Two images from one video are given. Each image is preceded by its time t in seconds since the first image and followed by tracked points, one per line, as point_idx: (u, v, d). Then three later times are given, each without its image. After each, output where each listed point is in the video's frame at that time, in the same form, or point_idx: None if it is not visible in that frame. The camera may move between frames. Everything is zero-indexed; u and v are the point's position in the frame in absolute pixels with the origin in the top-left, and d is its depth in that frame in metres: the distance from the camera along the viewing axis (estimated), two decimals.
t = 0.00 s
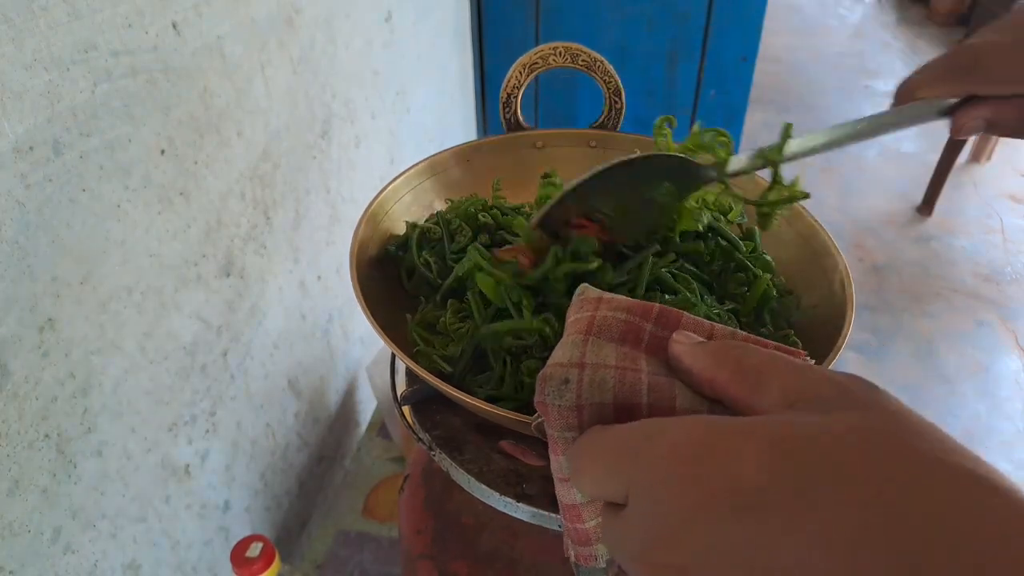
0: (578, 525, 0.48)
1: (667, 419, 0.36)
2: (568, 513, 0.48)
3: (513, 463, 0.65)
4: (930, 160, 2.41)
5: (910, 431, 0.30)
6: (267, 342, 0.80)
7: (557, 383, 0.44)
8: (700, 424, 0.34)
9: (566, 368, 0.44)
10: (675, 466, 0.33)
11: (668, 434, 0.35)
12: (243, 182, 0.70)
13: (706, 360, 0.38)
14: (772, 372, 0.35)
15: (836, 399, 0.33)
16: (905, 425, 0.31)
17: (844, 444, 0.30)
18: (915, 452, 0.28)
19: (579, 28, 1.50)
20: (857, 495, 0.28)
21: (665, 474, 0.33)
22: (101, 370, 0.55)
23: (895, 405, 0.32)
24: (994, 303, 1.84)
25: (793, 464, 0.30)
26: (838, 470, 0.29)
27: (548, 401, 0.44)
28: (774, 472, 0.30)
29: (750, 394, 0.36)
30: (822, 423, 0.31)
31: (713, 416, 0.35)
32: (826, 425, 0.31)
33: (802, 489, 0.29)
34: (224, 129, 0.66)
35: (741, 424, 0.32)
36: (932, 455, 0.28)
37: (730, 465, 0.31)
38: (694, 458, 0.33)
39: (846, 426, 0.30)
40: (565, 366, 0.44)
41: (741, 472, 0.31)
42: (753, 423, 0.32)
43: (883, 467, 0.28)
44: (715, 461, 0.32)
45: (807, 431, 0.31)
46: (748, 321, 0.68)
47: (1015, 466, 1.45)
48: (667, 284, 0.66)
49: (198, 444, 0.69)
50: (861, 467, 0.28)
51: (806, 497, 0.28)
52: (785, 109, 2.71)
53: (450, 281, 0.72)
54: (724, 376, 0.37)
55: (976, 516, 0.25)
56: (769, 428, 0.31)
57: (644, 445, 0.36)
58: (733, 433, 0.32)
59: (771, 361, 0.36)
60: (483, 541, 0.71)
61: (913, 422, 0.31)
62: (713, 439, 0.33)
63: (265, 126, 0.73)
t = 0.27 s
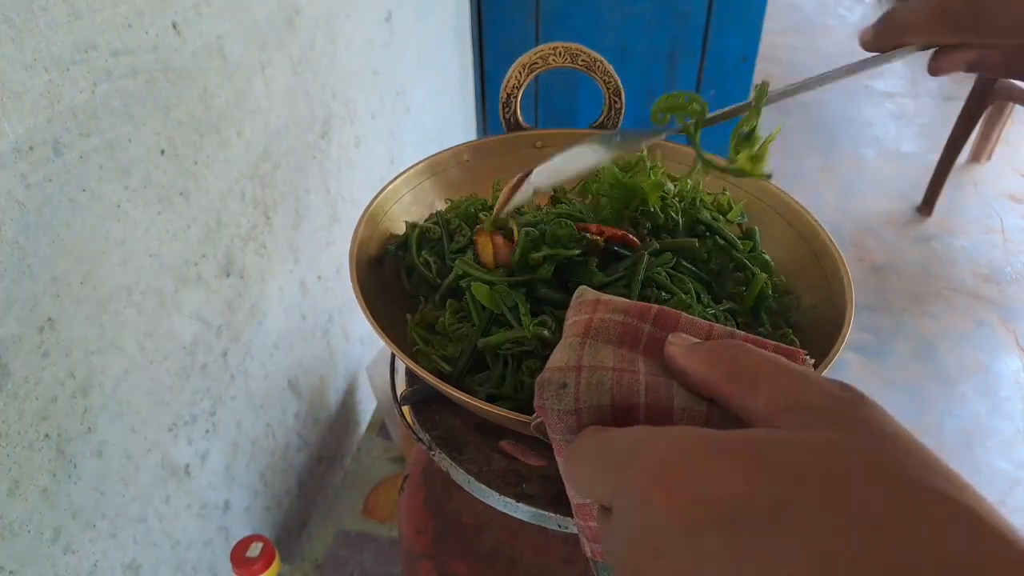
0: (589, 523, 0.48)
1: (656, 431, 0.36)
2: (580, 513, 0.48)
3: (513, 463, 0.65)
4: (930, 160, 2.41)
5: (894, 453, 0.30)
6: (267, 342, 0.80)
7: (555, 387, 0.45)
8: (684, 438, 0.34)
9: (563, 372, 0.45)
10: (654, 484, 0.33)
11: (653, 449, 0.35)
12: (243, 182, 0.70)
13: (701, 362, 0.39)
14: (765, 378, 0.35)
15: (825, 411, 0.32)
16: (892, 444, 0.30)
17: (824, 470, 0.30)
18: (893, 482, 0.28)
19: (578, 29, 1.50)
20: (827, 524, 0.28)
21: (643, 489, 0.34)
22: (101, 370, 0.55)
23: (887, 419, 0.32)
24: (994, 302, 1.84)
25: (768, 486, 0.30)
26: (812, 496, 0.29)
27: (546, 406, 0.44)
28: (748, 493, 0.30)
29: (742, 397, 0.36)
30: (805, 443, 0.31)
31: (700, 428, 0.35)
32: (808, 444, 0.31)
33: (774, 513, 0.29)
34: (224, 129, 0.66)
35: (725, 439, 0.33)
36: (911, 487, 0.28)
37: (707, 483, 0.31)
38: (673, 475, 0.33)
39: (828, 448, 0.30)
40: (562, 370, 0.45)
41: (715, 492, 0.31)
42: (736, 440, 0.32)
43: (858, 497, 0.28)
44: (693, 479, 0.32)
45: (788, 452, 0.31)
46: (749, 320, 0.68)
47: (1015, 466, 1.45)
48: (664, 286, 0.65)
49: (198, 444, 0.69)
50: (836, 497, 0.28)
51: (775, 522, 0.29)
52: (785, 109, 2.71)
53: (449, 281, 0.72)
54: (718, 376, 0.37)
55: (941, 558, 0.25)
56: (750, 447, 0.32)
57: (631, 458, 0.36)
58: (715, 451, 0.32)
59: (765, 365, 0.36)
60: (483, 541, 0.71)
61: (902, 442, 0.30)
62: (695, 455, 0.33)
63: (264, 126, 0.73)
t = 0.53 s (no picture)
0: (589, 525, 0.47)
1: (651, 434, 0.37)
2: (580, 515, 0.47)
3: (513, 463, 0.65)
4: (930, 160, 2.41)
5: (888, 460, 0.31)
6: (267, 342, 0.80)
7: (555, 388, 0.44)
8: (680, 442, 0.34)
9: (563, 372, 0.45)
10: (648, 487, 0.34)
11: (648, 452, 0.35)
12: (243, 182, 0.70)
13: (701, 362, 0.39)
14: (762, 381, 0.35)
15: (819, 416, 0.33)
16: (883, 451, 0.31)
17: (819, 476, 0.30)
18: (887, 489, 0.29)
19: (579, 28, 1.50)
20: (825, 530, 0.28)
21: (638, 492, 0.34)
22: (101, 370, 0.55)
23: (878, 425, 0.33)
24: (995, 303, 1.84)
25: (765, 492, 0.30)
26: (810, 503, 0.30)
27: (547, 406, 0.44)
28: (746, 499, 0.31)
29: (738, 400, 0.36)
30: (800, 450, 0.32)
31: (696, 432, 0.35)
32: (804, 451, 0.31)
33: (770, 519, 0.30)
34: (224, 129, 0.66)
35: (720, 445, 0.33)
36: (905, 495, 0.29)
37: (704, 489, 0.32)
38: (669, 479, 0.33)
39: (823, 456, 0.31)
40: (563, 370, 0.45)
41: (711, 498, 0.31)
42: (732, 446, 0.33)
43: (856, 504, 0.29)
44: (691, 483, 0.32)
45: (785, 459, 0.31)
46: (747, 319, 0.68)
47: (1015, 466, 1.45)
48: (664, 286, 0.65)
49: (198, 444, 0.69)
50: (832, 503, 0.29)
51: (775, 528, 0.29)
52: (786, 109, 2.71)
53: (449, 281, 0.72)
54: (717, 376, 0.37)
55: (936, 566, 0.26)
56: (746, 454, 0.32)
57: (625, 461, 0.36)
58: (712, 456, 0.33)
59: (762, 368, 0.36)
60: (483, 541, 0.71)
61: (893, 449, 0.31)
62: (690, 460, 0.33)
63: (264, 126, 0.73)
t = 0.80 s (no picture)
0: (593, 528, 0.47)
1: (649, 439, 0.37)
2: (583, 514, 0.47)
3: (513, 463, 0.65)
4: (930, 160, 2.40)
5: (885, 464, 0.31)
6: (266, 342, 0.80)
7: (555, 392, 0.44)
8: (678, 447, 0.34)
9: (562, 376, 0.45)
10: (647, 493, 0.34)
11: (646, 458, 0.35)
12: (243, 182, 0.70)
13: (700, 362, 0.39)
14: (761, 383, 0.35)
15: (817, 419, 0.33)
16: (881, 455, 0.31)
17: (818, 480, 0.30)
18: (886, 494, 0.29)
19: (579, 28, 1.50)
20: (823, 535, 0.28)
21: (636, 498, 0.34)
22: (101, 370, 0.55)
23: (876, 427, 0.32)
24: (995, 303, 1.84)
25: (764, 499, 0.30)
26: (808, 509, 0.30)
27: (548, 411, 0.44)
28: (744, 504, 0.31)
29: (737, 402, 0.36)
30: (798, 455, 0.31)
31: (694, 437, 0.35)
32: (802, 456, 0.31)
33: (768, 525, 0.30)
34: (224, 129, 0.66)
35: (719, 451, 0.33)
36: (903, 500, 0.29)
37: (701, 495, 0.32)
38: (667, 485, 0.33)
39: (821, 461, 0.31)
40: (562, 374, 0.45)
41: (709, 504, 0.31)
42: (729, 452, 0.33)
43: (854, 509, 0.29)
44: (689, 488, 0.32)
45: (783, 464, 0.31)
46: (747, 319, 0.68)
47: (1016, 466, 1.45)
48: (665, 285, 0.65)
49: (198, 444, 0.69)
50: (830, 509, 0.29)
51: (773, 534, 0.29)
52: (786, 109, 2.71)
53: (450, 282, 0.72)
54: (716, 377, 0.37)
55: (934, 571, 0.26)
56: (744, 460, 0.32)
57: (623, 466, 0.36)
58: (710, 462, 0.33)
59: (760, 369, 0.36)
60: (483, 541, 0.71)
61: (891, 452, 0.31)
62: (688, 465, 0.33)
63: (264, 126, 0.73)
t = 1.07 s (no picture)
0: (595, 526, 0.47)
1: (649, 440, 0.36)
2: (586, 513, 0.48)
3: (514, 463, 0.65)
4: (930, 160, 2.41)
5: (885, 465, 0.31)
6: (266, 341, 0.80)
7: (555, 393, 0.45)
8: (678, 448, 0.34)
9: (563, 377, 0.45)
10: (646, 494, 0.34)
11: (646, 459, 0.35)
12: (243, 182, 0.70)
13: (699, 360, 0.39)
14: (760, 383, 0.35)
15: (817, 418, 0.33)
16: (880, 454, 0.31)
17: (817, 481, 0.30)
18: (885, 493, 0.29)
19: (579, 28, 1.50)
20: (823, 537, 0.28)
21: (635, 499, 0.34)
22: (101, 370, 0.55)
23: (875, 427, 0.32)
24: (995, 303, 1.84)
25: (765, 499, 0.30)
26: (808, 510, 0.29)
27: (548, 411, 0.44)
28: (745, 504, 0.31)
29: (736, 401, 0.35)
30: (798, 456, 0.31)
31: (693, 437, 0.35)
32: (801, 457, 0.31)
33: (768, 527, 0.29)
34: (224, 129, 0.66)
35: (718, 452, 0.33)
36: (903, 500, 0.29)
37: (701, 497, 0.32)
38: (666, 486, 0.33)
39: (821, 461, 0.31)
40: (562, 374, 0.45)
41: (708, 506, 0.31)
42: (728, 453, 0.33)
43: (853, 510, 0.29)
44: (689, 488, 0.32)
45: (782, 465, 0.31)
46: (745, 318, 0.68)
47: (1016, 466, 1.45)
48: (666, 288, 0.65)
49: (198, 444, 0.69)
50: (831, 509, 0.29)
51: (773, 535, 0.29)
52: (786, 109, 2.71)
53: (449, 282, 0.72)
54: (714, 375, 0.37)
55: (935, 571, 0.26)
56: (745, 460, 0.32)
57: (622, 467, 0.36)
58: (710, 463, 0.33)
59: (760, 368, 0.36)
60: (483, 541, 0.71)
61: (891, 453, 0.31)
62: (687, 466, 0.33)
63: (265, 126, 0.73)
